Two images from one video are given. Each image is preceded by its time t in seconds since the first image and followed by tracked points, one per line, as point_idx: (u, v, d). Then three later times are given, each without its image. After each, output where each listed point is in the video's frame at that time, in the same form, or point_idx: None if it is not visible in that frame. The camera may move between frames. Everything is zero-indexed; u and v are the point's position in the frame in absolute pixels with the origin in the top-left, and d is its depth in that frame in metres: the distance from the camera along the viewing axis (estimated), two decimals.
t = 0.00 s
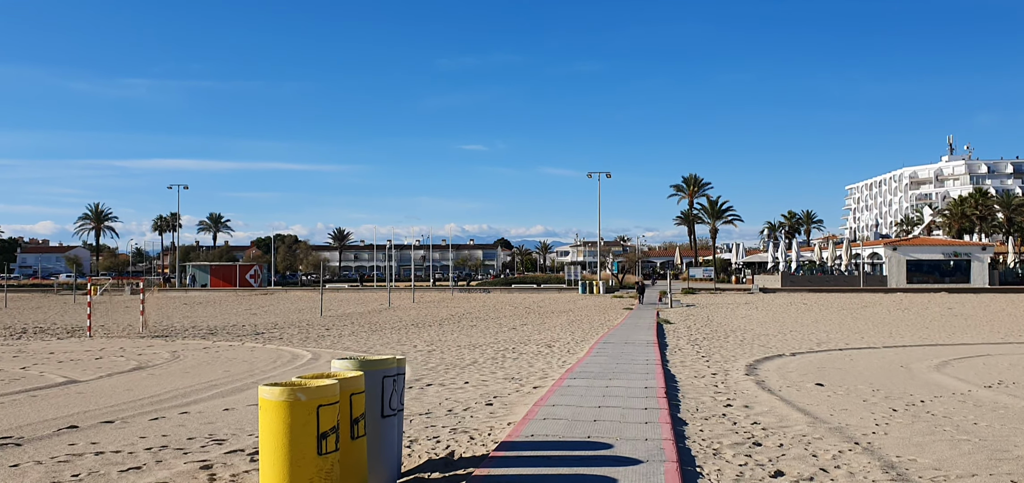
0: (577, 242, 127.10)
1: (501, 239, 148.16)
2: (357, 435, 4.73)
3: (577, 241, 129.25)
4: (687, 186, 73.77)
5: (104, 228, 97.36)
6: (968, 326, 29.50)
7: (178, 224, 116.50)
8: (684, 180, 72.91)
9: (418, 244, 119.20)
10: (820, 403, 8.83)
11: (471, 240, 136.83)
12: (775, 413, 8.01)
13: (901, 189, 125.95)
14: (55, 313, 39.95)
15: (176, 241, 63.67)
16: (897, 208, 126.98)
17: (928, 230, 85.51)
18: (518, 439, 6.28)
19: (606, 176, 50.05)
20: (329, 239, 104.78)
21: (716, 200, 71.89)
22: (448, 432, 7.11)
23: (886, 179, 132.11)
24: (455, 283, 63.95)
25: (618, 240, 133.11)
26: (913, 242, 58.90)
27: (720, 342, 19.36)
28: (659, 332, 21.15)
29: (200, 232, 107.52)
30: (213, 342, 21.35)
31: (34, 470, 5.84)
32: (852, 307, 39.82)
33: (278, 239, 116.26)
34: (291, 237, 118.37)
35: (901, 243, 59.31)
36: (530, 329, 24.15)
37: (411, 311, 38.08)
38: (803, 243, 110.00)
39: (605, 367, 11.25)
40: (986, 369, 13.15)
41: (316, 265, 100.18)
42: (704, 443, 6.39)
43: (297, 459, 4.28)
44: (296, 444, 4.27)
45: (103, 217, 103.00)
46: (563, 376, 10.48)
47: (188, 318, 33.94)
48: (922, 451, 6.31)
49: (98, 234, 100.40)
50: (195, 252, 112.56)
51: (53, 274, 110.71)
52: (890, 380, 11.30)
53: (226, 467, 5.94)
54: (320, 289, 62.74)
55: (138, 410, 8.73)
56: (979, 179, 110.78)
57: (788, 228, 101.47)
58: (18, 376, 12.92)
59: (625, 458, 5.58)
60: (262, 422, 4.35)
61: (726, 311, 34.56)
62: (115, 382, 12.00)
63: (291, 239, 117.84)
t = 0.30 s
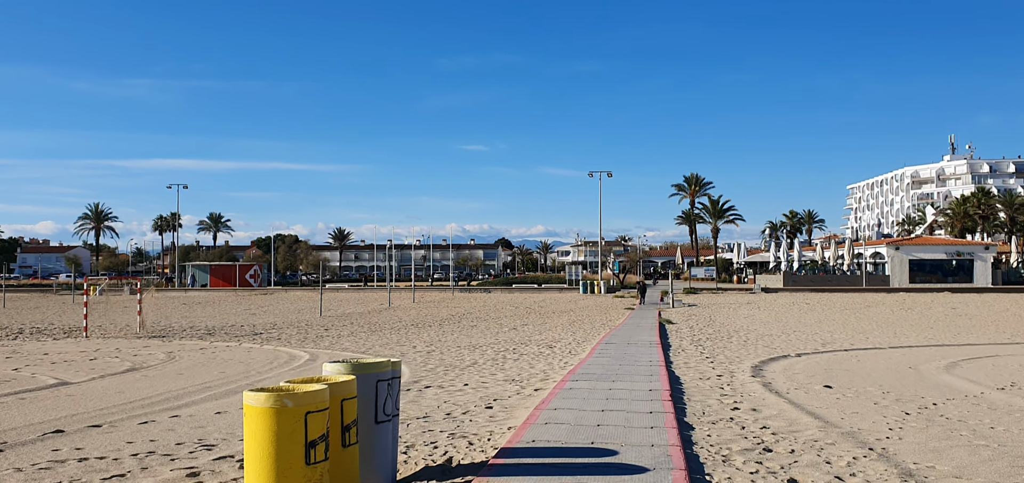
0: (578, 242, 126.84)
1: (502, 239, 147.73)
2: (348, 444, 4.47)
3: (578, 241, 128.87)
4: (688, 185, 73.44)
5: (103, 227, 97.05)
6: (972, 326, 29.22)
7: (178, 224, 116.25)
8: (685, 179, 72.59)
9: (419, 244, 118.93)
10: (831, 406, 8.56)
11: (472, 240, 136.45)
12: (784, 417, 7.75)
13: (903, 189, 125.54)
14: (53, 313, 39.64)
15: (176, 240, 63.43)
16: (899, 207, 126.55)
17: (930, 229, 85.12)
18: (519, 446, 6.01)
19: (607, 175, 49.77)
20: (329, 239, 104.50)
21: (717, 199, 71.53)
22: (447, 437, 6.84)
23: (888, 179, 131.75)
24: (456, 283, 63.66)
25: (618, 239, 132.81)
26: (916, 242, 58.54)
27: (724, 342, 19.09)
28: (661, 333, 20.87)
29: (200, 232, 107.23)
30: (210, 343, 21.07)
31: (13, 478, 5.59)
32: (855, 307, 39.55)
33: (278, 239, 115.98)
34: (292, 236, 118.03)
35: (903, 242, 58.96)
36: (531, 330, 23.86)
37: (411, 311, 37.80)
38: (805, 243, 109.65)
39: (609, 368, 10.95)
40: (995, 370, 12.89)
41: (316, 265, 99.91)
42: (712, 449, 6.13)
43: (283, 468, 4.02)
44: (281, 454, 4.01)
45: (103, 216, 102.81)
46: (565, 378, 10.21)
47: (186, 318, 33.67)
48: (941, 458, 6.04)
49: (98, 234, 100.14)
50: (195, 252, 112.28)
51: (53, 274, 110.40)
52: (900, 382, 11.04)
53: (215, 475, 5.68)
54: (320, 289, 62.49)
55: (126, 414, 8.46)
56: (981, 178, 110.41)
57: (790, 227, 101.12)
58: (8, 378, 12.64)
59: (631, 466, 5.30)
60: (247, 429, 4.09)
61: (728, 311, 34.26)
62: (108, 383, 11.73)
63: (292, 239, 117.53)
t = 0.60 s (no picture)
0: (579, 243, 126.68)
1: (502, 240, 147.57)
2: (336, 452, 4.27)
3: (578, 242, 128.56)
4: (689, 186, 73.28)
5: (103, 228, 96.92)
6: (976, 327, 29.03)
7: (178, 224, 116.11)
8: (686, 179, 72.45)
9: (419, 245, 118.79)
10: (837, 411, 8.36)
11: (472, 241, 136.20)
12: (790, 422, 7.55)
13: (904, 190, 125.36)
14: (52, 314, 39.48)
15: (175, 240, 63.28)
16: (900, 208, 126.32)
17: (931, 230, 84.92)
18: (517, 452, 5.79)
19: (608, 175, 49.58)
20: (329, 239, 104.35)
21: (718, 200, 71.37)
22: (443, 443, 6.65)
23: (889, 179, 131.55)
24: (456, 283, 63.50)
25: (619, 240, 132.72)
26: (917, 242, 58.36)
27: (727, 344, 18.92)
28: (663, 334, 20.68)
29: (200, 233, 107.13)
30: (207, 344, 20.83)
31: None
32: (857, 308, 39.39)
33: (279, 240, 115.93)
34: (292, 237, 117.94)
35: (905, 243, 58.78)
36: (531, 331, 23.67)
37: (411, 312, 37.65)
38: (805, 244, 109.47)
39: (609, 371, 10.75)
40: (1000, 372, 12.72)
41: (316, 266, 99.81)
42: (716, 456, 5.94)
43: (267, 476, 3.81)
44: (265, 462, 3.81)
45: (103, 217, 102.71)
46: (564, 381, 10.03)
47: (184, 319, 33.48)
48: (954, 465, 5.83)
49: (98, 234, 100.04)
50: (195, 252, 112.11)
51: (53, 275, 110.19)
52: (906, 385, 10.83)
53: None
54: (320, 290, 62.33)
55: (115, 418, 8.26)
56: (982, 179, 110.21)
57: (791, 228, 100.92)
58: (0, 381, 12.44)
59: (633, 474, 5.10)
60: (230, 439, 3.90)
61: (730, 312, 34.08)
62: (100, 386, 11.54)
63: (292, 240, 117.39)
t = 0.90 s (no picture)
0: (579, 242, 126.35)
1: (503, 240, 147.19)
2: (318, 458, 4.04)
3: (578, 241, 128.23)
4: (690, 185, 72.98)
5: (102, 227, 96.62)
6: (979, 327, 28.77)
7: (178, 224, 115.80)
8: (687, 178, 72.15)
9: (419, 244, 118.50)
10: (843, 413, 8.11)
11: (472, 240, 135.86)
12: (795, 424, 7.30)
13: (905, 189, 125.02)
14: (48, 314, 39.17)
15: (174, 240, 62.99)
16: (901, 207, 126.05)
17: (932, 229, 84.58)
18: (511, 456, 5.53)
19: (608, 173, 49.28)
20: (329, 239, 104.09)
21: (719, 199, 71.06)
22: (435, 447, 6.39)
23: (890, 178, 131.20)
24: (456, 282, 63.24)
25: (619, 239, 132.41)
26: (919, 241, 58.08)
27: (728, 343, 18.66)
28: (663, 334, 20.40)
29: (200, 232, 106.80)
30: (202, 344, 20.54)
31: None
32: (859, 307, 39.15)
33: (278, 239, 115.66)
34: (292, 237, 117.64)
35: (906, 242, 58.50)
36: (530, 330, 23.40)
37: (410, 311, 37.39)
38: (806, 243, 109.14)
39: (609, 371, 10.49)
40: (1008, 372, 12.47)
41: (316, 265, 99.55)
42: (719, 460, 5.68)
43: None
44: (241, 469, 3.57)
45: (102, 216, 102.42)
46: (563, 381, 9.78)
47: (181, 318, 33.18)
48: (968, 470, 5.58)
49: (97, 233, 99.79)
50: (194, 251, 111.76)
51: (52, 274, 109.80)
52: (912, 385, 10.57)
53: None
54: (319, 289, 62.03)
55: (99, 420, 8.01)
56: (984, 178, 109.87)
57: (792, 227, 100.61)
58: None
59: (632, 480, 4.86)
60: (202, 446, 3.66)
61: (730, 311, 33.79)
62: (89, 386, 11.30)
63: (291, 239, 117.07)
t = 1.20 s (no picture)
0: (579, 242, 126.05)
1: (503, 240, 146.86)
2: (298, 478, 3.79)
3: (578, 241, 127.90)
4: (691, 184, 72.68)
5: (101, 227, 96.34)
6: (983, 328, 28.48)
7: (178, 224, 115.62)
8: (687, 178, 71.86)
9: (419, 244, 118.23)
10: (850, 420, 7.85)
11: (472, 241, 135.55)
12: (801, 433, 7.04)
13: (906, 189, 124.67)
14: (45, 314, 38.87)
15: (172, 239, 62.74)
16: (902, 207, 125.80)
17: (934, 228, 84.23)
18: (505, 470, 5.27)
19: (608, 173, 49.08)
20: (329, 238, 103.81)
21: (720, 199, 70.73)
22: (427, 458, 6.12)
23: (891, 178, 130.84)
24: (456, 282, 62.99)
25: (620, 240, 132.09)
26: (920, 241, 57.81)
27: (730, 345, 18.40)
28: (664, 335, 20.12)
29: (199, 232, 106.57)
30: (197, 346, 20.28)
31: None
32: (861, 308, 38.88)
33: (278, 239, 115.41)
34: (292, 237, 117.40)
35: (908, 242, 58.24)
36: (529, 331, 23.15)
37: (409, 311, 37.15)
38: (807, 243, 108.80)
39: (609, 376, 10.22)
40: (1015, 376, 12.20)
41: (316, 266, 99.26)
42: (723, 473, 5.43)
43: None
44: None
45: (102, 216, 102.20)
46: (561, 387, 9.51)
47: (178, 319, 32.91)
48: None
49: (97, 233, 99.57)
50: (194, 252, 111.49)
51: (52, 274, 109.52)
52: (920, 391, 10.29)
53: None
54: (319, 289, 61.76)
55: (83, 427, 7.75)
56: (985, 177, 109.53)
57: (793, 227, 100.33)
58: None
59: None
60: (170, 463, 3.41)
61: (732, 312, 33.50)
62: (77, 390, 11.05)
63: (291, 239, 116.73)
